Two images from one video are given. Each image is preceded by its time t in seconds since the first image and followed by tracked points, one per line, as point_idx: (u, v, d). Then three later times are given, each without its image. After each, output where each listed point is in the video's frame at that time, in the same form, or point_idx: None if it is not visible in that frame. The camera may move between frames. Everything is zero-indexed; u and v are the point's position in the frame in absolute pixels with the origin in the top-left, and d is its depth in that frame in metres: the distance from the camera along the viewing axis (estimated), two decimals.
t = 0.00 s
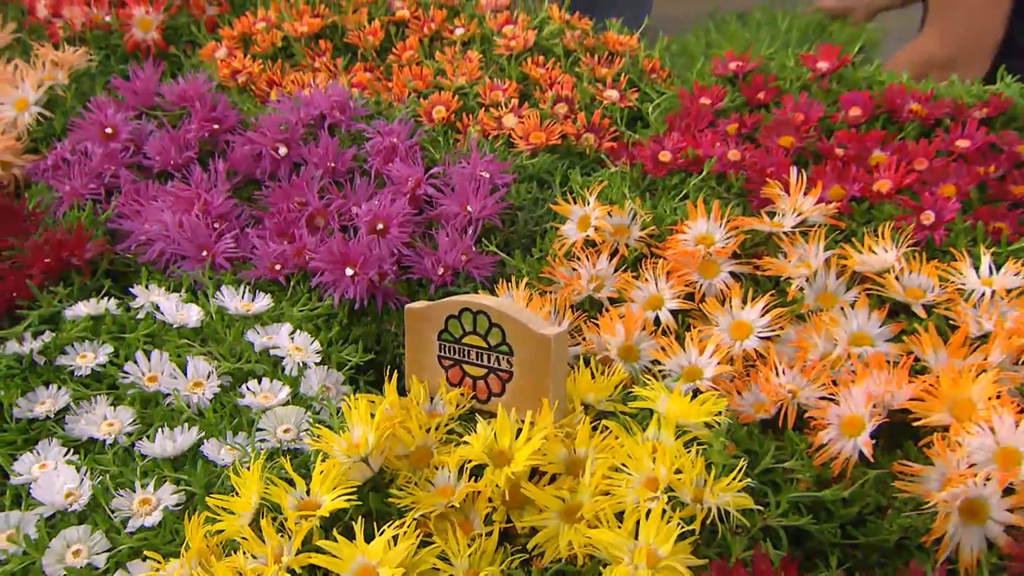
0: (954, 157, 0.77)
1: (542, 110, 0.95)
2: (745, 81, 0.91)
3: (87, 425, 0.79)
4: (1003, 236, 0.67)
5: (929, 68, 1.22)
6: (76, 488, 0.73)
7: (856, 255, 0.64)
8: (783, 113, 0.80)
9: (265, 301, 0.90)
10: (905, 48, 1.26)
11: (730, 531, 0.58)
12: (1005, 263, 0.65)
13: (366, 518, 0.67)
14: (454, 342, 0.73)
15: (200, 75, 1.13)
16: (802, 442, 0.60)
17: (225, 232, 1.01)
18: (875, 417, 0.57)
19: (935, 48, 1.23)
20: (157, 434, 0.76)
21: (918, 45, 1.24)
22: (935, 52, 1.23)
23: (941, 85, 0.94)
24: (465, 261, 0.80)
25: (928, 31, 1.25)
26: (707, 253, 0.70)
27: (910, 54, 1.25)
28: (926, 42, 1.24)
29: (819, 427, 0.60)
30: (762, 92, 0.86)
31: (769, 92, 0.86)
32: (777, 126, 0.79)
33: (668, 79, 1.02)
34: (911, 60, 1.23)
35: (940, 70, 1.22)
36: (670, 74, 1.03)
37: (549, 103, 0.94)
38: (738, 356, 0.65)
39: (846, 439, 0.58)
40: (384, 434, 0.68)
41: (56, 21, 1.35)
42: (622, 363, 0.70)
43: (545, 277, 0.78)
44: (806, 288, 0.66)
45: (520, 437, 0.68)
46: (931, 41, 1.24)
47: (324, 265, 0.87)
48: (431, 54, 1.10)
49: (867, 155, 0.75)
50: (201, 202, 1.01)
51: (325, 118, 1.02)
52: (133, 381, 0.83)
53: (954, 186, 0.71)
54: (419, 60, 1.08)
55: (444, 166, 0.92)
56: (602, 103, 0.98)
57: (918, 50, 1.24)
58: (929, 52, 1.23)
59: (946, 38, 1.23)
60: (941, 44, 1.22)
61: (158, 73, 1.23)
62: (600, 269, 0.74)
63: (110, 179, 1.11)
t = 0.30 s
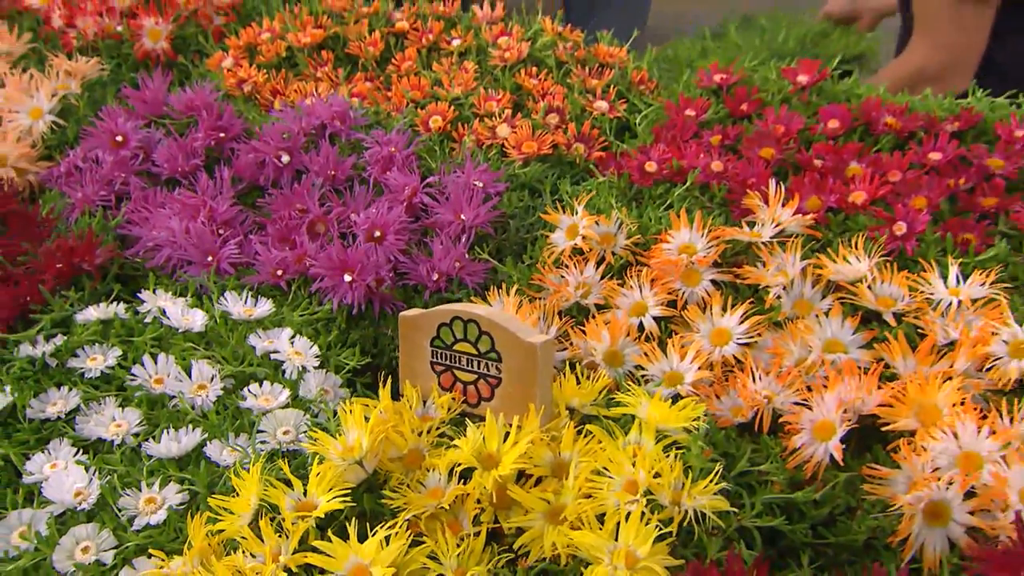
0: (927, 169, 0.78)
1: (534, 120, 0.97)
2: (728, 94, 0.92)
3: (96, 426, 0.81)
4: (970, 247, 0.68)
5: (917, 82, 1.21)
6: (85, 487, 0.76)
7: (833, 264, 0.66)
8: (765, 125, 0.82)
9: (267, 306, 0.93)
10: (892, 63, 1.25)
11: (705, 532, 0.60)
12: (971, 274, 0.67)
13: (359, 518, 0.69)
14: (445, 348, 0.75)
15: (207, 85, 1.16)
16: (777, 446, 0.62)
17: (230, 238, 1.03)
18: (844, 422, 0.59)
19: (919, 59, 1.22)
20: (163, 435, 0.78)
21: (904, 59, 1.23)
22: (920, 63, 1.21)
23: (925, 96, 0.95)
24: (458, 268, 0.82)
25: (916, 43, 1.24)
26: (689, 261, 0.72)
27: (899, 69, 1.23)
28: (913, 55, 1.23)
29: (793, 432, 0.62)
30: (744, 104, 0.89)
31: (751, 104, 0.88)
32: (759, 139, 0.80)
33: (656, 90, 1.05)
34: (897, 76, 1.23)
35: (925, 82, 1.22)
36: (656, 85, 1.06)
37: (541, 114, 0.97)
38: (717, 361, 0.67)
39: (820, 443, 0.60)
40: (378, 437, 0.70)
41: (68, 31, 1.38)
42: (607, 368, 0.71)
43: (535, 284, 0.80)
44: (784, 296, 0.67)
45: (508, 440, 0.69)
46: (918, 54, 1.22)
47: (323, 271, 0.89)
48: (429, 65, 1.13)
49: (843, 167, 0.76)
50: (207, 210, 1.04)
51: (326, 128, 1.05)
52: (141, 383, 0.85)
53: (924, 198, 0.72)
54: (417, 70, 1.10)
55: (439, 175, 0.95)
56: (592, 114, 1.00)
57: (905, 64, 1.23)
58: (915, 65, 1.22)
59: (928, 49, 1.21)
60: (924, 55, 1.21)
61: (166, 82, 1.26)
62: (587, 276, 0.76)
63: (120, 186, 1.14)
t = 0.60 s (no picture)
0: (903, 180, 0.79)
1: (529, 130, 1.00)
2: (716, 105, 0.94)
3: (108, 425, 0.84)
4: (941, 257, 0.70)
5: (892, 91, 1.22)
6: (97, 484, 0.78)
7: (809, 273, 0.68)
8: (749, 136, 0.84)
9: (272, 309, 0.95)
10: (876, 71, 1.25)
11: (683, 531, 0.62)
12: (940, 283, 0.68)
13: (357, 517, 0.71)
14: (439, 353, 0.77)
15: (218, 94, 1.18)
16: (754, 449, 0.64)
17: (237, 243, 1.06)
18: (818, 427, 0.61)
19: (900, 67, 1.22)
20: (171, 434, 0.80)
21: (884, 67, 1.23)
22: (900, 72, 1.22)
23: (905, 108, 0.97)
24: (454, 274, 0.84)
25: (899, 51, 1.24)
26: (674, 269, 0.74)
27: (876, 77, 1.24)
28: (895, 64, 1.23)
29: (771, 436, 0.63)
30: (732, 113, 0.90)
31: (738, 114, 0.90)
32: (743, 149, 0.82)
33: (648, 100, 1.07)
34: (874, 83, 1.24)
35: (901, 91, 1.22)
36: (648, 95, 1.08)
37: (535, 123, 0.99)
38: (700, 366, 0.69)
39: (794, 446, 0.61)
40: (375, 439, 0.72)
41: (86, 40, 1.40)
42: (594, 372, 0.73)
43: (528, 290, 0.81)
44: (764, 304, 0.69)
45: (499, 443, 0.71)
46: (900, 63, 1.22)
47: (325, 276, 0.91)
48: (429, 75, 1.16)
49: (823, 177, 0.78)
50: (215, 216, 1.06)
51: (330, 137, 1.07)
52: (151, 384, 0.88)
53: (898, 210, 0.73)
54: (418, 79, 1.13)
55: (437, 183, 0.97)
56: (585, 123, 1.02)
57: (885, 72, 1.24)
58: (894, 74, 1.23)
59: (908, 58, 1.21)
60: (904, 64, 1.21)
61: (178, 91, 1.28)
62: (577, 283, 0.78)
63: (134, 192, 1.15)
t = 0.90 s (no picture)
0: (882, 190, 0.81)
1: (526, 137, 1.02)
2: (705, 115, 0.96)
3: (121, 422, 0.86)
4: (914, 265, 0.72)
5: (878, 99, 1.20)
6: (109, 480, 0.80)
7: (790, 280, 0.70)
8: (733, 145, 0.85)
9: (277, 312, 0.96)
10: (861, 76, 1.22)
11: (662, 530, 0.64)
12: (913, 291, 0.70)
13: (355, 515, 0.73)
14: (435, 357, 0.79)
15: (229, 102, 1.19)
16: (733, 450, 0.66)
17: (245, 246, 1.06)
18: (794, 430, 0.62)
19: (887, 75, 1.19)
20: (179, 432, 0.82)
21: (871, 75, 1.20)
22: (886, 80, 1.19)
23: (885, 120, 0.99)
24: (451, 278, 0.86)
25: (886, 55, 1.20)
26: (661, 276, 0.75)
27: (862, 84, 1.22)
28: (882, 70, 1.20)
29: (748, 439, 0.65)
30: (719, 124, 0.92)
31: (726, 124, 0.91)
32: (730, 159, 0.83)
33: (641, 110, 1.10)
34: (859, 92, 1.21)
35: (887, 99, 1.20)
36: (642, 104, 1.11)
37: (532, 131, 1.02)
38: (683, 370, 0.71)
39: (772, 449, 0.63)
40: (371, 439, 0.75)
41: (103, 46, 1.40)
42: (582, 375, 0.75)
43: (520, 294, 0.84)
44: (745, 309, 0.71)
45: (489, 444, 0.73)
46: (886, 69, 1.19)
47: (328, 279, 0.94)
48: (431, 83, 1.18)
49: (804, 187, 0.79)
50: (224, 220, 1.06)
51: (334, 144, 1.08)
52: (161, 383, 0.89)
53: (875, 219, 0.75)
54: (420, 88, 1.16)
55: (436, 189, 1.00)
56: (580, 132, 1.05)
57: (871, 80, 1.20)
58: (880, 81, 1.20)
59: (895, 66, 1.18)
60: (891, 73, 1.18)
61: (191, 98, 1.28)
62: (568, 288, 0.80)
63: (148, 196, 1.16)
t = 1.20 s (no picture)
0: (867, 196, 0.82)
1: (527, 139, 1.05)
2: (700, 120, 0.96)
3: (138, 413, 0.88)
4: (895, 269, 0.73)
5: (876, 99, 1.20)
6: (126, 468, 0.82)
7: (775, 283, 0.72)
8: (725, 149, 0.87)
9: (287, 307, 0.98)
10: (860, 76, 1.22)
11: (646, 522, 0.66)
12: (892, 295, 0.72)
13: (357, 506, 0.75)
14: (434, 354, 0.81)
15: (245, 104, 1.20)
16: (717, 446, 0.68)
17: (259, 245, 1.08)
18: (774, 428, 0.64)
19: (885, 76, 1.18)
20: (193, 423, 0.85)
21: (869, 75, 1.20)
22: (885, 81, 1.19)
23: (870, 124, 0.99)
24: (453, 277, 0.89)
25: (885, 55, 1.20)
26: (653, 276, 0.77)
27: (861, 83, 1.21)
28: (881, 70, 1.20)
29: (731, 435, 0.67)
30: (713, 129, 0.92)
31: (720, 129, 0.92)
32: (721, 164, 0.85)
33: (639, 112, 1.12)
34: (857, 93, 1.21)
35: (885, 99, 1.20)
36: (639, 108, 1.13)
37: (533, 133, 1.04)
38: (672, 368, 0.73)
39: (753, 446, 0.65)
40: (373, 432, 0.76)
41: (126, 48, 1.41)
42: (576, 372, 0.76)
43: (519, 293, 0.86)
44: (732, 310, 0.73)
45: (485, 439, 0.75)
46: (885, 70, 1.19)
47: (336, 277, 0.96)
48: (438, 86, 1.21)
49: (793, 193, 0.81)
50: (239, 219, 1.09)
51: (344, 145, 1.10)
52: (176, 375, 0.91)
53: (858, 225, 0.76)
54: (427, 90, 1.19)
55: (440, 190, 1.02)
56: (579, 135, 1.07)
57: (870, 80, 1.20)
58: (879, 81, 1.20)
59: (894, 67, 1.18)
60: (889, 74, 1.18)
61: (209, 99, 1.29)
62: (564, 288, 0.81)
63: (167, 194, 1.17)
